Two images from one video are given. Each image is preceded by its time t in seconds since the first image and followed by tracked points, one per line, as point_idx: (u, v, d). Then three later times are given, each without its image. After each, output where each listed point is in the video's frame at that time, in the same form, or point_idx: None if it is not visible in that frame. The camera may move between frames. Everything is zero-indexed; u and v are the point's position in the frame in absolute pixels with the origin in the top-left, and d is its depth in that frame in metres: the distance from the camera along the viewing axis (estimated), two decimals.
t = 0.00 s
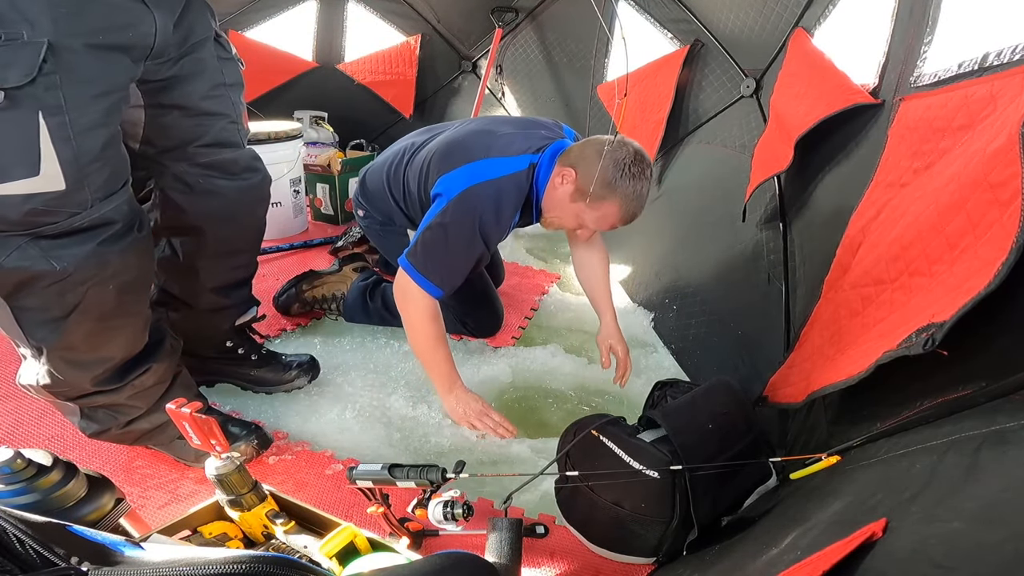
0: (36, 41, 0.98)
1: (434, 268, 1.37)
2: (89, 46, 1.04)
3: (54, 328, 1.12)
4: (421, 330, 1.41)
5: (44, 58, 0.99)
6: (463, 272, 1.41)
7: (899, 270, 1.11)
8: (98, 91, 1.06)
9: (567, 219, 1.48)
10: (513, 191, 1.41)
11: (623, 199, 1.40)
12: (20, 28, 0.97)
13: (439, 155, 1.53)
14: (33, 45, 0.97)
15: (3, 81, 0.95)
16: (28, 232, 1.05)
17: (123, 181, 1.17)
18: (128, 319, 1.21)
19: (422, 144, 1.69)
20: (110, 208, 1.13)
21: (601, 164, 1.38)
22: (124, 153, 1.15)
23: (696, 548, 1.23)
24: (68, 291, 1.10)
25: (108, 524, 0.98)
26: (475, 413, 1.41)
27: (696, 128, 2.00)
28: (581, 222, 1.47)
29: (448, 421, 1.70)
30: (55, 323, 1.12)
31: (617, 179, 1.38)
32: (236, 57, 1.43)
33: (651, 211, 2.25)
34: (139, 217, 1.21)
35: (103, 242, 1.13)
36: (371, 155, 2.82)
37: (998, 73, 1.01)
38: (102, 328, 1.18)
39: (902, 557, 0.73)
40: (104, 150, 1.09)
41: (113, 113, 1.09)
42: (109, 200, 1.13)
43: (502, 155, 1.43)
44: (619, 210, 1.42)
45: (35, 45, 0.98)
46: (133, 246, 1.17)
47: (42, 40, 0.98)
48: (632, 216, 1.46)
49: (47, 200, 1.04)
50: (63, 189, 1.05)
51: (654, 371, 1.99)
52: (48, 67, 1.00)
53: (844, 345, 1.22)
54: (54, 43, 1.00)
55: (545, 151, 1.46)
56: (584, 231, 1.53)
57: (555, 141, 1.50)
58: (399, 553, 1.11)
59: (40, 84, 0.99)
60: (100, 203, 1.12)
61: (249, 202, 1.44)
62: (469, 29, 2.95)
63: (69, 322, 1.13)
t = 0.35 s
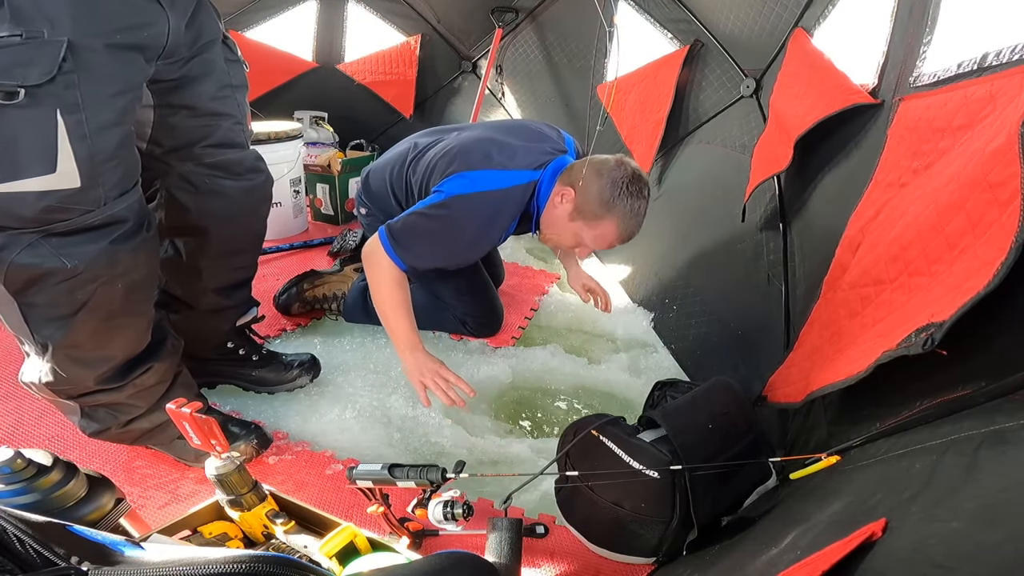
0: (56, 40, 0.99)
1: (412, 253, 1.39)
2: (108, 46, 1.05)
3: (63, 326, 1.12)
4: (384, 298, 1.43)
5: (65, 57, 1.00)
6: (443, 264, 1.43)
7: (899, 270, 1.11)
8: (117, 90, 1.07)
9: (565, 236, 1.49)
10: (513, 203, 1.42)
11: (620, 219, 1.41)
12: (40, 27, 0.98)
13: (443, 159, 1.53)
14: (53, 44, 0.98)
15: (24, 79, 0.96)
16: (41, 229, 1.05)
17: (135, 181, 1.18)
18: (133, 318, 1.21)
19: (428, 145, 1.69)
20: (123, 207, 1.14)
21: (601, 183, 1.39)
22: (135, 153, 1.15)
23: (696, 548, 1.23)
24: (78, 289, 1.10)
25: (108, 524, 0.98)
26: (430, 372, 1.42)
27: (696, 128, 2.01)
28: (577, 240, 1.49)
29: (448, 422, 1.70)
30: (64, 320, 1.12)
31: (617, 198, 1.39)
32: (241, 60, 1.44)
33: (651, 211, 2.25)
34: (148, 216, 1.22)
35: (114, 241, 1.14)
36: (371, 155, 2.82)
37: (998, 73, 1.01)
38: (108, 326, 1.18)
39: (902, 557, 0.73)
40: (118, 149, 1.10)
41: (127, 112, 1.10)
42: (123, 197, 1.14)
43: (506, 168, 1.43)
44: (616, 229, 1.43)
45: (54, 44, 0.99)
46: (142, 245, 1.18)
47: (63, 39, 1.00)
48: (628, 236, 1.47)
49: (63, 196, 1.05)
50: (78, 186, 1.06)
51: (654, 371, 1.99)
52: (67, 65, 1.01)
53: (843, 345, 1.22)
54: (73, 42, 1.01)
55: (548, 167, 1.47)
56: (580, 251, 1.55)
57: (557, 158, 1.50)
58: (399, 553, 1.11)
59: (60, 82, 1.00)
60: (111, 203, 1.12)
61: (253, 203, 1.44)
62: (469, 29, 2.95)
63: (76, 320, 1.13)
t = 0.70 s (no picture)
0: (85, 38, 0.99)
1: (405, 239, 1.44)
2: (134, 45, 1.06)
3: (75, 323, 1.12)
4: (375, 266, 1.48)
5: (93, 54, 1.00)
6: (434, 254, 1.48)
7: (899, 270, 1.11)
8: (134, 89, 1.07)
9: (566, 253, 1.51)
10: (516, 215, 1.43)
11: (620, 244, 1.42)
12: (69, 25, 0.98)
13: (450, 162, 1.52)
14: (82, 41, 0.99)
15: (54, 75, 0.96)
16: (62, 225, 1.06)
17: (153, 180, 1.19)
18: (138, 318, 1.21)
19: (443, 143, 1.66)
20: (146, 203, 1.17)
21: (603, 208, 1.39)
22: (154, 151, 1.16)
23: (696, 548, 1.23)
24: (94, 287, 1.11)
25: (108, 524, 0.98)
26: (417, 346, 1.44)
27: (696, 128, 2.01)
28: (580, 260, 1.50)
29: (448, 422, 1.70)
30: (77, 317, 1.12)
31: (618, 223, 1.40)
32: (250, 62, 1.45)
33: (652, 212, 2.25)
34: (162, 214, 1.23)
35: (132, 241, 1.14)
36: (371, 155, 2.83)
37: (998, 73, 1.01)
38: (119, 325, 1.19)
39: (903, 557, 0.73)
40: (140, 147, 1.11)
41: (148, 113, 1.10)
42: (145, 194, 1.16)
43: (515, 180, 1.43)
44: (618, 251, 1.44)
45: (83, 41, 0.99)
46: (158, 243, 1.19)
47: (91, 36, 1.00)
48: (629, 260, 1.48)
49: (87, 192, 1.06)
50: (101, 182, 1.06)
51: (654, 371, 1.99)
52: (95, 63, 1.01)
53: (843, 345, 1.22)
54: (101, 39, 1.02)
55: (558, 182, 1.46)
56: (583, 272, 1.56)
57: (568, 172, 1.49)
58: (399, 553, 1.11)
59: (87, 79, 1.00)
60: (130, 201, 1.13)
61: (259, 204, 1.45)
62: (469, 29, 2.95)
63: (89, 318, 1.13)
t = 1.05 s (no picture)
0: (111, 37, 1.00)
1: (423, 213, 1.38)
2: (157, 45, 1.07)
3: (85, 316, 1.13)
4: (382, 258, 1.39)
5: (118, 52, 1.02)
6: (453, 223, 1.43)
7: (899, 270, 1.11)
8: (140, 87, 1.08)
9: (585, 199, 1.51)
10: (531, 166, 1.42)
11: (646, 170, 1.39)
12: (97, 23, 0.99)
13: (452, 134, 1.52)
14: (108, 39, 1.00)
15: (80, 71, 0.97)
16: (79, 217, 1.07)
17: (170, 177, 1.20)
18: (144, 315, 1.22)
19: (436, 132, 1.66)
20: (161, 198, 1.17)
21: (622, 138, 1.39)
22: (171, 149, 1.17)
23: (696, 548, 1.23)
24: (108, 279, 1.12)
25: (108, 524, 0.97)
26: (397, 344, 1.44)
27: (696, 128, 2.01)
28: (602, 196, 1.47)
29: (448, 422, 1.70)
30: (88, 309, 1.13)
31: (640, 151, 1.39)
32: (268, 64, 1.46)
33: (652, 211, 2.26)
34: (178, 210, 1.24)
35: (147, 234, 1.15)
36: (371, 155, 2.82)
37: (998, 73, 1.01)
38: (129, 318, 1.20)
39: (902, 557, 0.73)
40: (159, 143, 1.12)
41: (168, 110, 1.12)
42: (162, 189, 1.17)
43: (524, 134, 1.44)
44: (642, 181, 1.41)
45: (109, 39, 1.00)
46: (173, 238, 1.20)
47: (117, 35, 1.01)
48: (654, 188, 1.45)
49: (107, 185, 1.07)
50: (119, 176, 1.08)
51: (654, 371, 1.99)
52: (119, 61, 1.02)
53: (843, 345, 1.22)
54: (126, 38, 1.03)
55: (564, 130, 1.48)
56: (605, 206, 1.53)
57: (571, 124, 1.52)
58: (399, 553, 1.11)
59: (111, 76, 1.02)
60: (145, 196, 1.14)
61: (259, 204, 1.45)
62: (469, 29, 2.94)
63: (101, 310, 1.14)
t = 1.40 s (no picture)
0: (145, 35, 1.04)
1: (438, 151, 1.52)
2: (187, 44, 1.11)
3: (97, 309, 1.15)
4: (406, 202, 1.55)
5: (151, 49, 1.06)
6: (469, 161, 1.58)
7: (899, 269, 1.11)
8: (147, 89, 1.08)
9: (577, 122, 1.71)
10: (521, 97, 1.62)
11: (622, 79, 1.63)
12: (133, 21, 1.04)
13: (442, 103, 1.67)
14: (142, 37, 1.04)
15: (114, 66, 1.02)
16: (104, 208, 1.10)
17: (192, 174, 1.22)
18: (153, 313, 1.22)
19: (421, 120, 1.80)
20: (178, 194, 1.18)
21: (595, 60, 1.65)
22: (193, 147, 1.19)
23: (696, 548, 1.23)
24: (127, 270, 1.14)
25: (108, 524, 0.97)
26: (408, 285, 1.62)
27: (697, 128, 2.01)
28: (592, 114, 1.68)
29: (448, 421, 1.70)
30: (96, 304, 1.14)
31: (612, 67, 1.63)
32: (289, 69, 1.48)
33: (653, 211, 2.26)
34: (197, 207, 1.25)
35: (152, 233, 1.16)
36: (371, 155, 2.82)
37: (998, 73, 1.01)
38: (143, 312, 1.21)
39: (903, 557, 0.73)
40: (184, 138, 1.15)
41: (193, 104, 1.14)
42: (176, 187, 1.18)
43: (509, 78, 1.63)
44: (623, 93, 1.65)
45: (142, 37, 1.04)
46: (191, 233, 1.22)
47: (151, 33, 1.05)
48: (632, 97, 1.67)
49: (133, 176, 1.10)
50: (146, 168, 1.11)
51: (654, 371, 1.99)
52: (152, 58, 1.06)
53: (843, 345, 1.22)
54: (159, 37, 1.07)
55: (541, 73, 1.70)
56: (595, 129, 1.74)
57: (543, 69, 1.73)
58: (399, 553, 1.11)
59: (144, 72, 1.06)
60: (166, 191, 1.16)
61: (259, 204, 1.45)
62: (469, 28, 2.94)
63: (106, 308, 1.15)
